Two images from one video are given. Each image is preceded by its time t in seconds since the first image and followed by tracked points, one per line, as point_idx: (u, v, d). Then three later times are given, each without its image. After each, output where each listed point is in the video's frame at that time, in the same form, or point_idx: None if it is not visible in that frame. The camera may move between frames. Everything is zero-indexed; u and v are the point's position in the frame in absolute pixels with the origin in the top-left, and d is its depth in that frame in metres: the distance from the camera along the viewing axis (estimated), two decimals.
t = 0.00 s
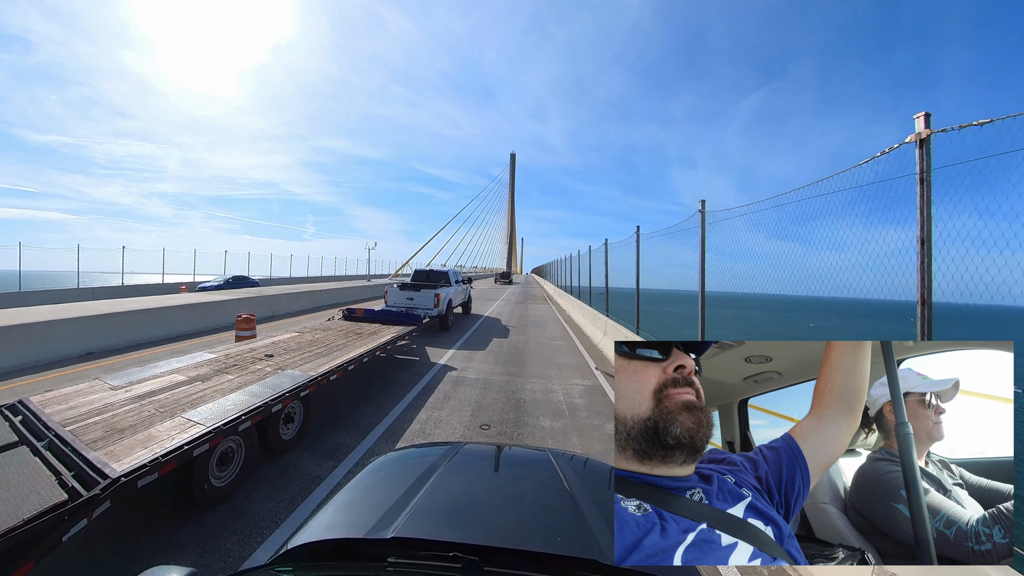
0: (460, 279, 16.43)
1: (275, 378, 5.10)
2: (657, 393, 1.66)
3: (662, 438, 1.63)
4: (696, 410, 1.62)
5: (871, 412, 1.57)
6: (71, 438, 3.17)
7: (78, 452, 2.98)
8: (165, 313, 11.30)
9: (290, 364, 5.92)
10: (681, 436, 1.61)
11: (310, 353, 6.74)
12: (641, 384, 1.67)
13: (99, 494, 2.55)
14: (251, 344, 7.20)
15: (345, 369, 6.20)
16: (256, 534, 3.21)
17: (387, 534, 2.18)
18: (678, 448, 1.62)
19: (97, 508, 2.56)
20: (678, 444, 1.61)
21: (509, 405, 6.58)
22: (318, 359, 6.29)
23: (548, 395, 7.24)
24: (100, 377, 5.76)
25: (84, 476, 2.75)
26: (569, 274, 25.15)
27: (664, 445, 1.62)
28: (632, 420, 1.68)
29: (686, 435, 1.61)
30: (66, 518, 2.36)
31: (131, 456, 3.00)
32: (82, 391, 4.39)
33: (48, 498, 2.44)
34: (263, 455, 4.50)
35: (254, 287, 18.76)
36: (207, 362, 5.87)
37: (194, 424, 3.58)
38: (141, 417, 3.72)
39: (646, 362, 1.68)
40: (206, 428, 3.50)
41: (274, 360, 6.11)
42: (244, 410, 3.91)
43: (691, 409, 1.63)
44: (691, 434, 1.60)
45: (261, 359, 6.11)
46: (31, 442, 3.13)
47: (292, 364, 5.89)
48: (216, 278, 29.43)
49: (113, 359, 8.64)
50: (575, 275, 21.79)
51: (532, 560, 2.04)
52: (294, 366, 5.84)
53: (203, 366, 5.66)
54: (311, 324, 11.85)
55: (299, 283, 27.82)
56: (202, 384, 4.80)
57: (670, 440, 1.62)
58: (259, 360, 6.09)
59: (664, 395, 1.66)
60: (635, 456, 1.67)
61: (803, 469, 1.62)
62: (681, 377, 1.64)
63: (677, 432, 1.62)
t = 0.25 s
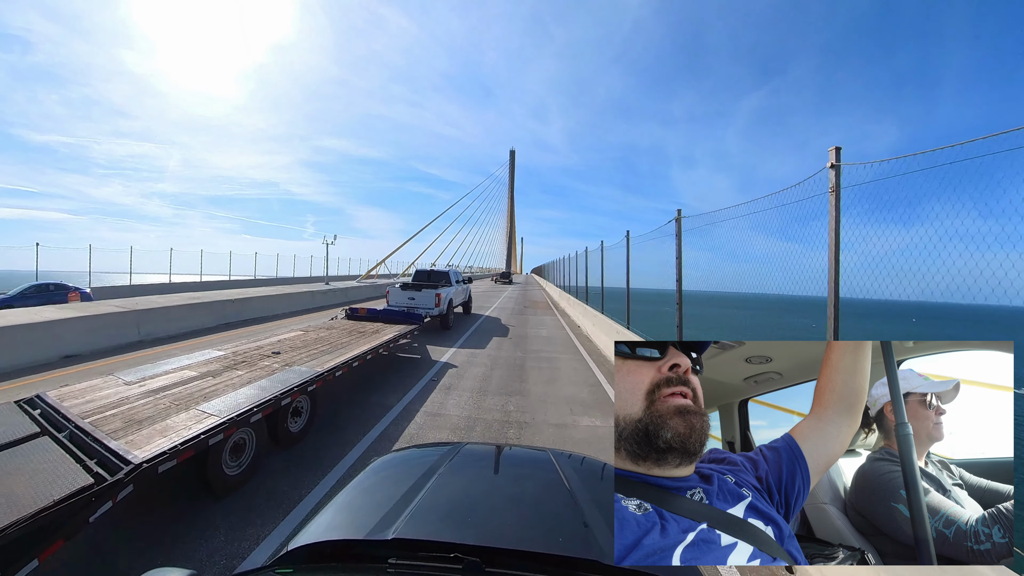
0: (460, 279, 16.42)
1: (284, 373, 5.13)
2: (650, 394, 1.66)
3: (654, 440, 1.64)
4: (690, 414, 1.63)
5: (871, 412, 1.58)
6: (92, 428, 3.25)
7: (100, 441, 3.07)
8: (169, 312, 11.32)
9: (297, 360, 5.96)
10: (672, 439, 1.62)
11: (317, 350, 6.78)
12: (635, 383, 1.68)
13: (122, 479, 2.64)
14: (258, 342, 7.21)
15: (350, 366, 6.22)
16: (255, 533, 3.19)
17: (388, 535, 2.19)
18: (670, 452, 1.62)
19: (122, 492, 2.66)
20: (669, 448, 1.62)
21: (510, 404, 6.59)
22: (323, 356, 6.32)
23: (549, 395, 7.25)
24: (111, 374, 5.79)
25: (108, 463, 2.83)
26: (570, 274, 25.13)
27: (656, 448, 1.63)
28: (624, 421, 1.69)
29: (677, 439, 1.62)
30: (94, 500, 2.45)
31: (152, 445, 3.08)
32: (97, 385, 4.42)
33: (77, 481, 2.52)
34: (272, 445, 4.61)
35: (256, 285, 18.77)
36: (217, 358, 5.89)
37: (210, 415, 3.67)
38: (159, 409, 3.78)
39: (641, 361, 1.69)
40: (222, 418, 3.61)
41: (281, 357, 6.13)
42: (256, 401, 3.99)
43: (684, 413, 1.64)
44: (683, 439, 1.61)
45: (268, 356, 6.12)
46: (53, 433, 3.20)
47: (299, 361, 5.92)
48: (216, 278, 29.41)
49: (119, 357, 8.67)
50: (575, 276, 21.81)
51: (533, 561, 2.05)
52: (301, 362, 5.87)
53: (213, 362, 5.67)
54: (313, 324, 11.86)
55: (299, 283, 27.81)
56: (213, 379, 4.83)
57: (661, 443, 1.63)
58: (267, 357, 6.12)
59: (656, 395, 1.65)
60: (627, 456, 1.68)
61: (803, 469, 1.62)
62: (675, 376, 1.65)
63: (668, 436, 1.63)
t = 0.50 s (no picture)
0: (461, 279, 16.40)
1: (294, 367, 5.32)
2: (646, 395, 1.67)
3: (652, 443, 1.64)
4: (687, 416, 1.64)
5: (870, 413, 1.58)
6: (115, 418, 3.51)
7: (125, 429, 3.34)
8: (174, 311, 11.39)
9: (306, 356, 6.03)
10: (670, 441, 1.63)
11: (325, 346, 6.83)
12: (632, 384, 1.69)
13: (150, 461, 2.91)
14: (266, 338, 7.26)
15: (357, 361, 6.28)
16: (247, 536, 3.14)
17: (387, 534, 2.19)
18: (669, 455, 1.62)
19: (149, 473, 2.94)
20: (667, 450, 1.62)
21: (511, 404, 6.59)
22: (331, 352, 6.38)
23: (550, 395, 7.24)
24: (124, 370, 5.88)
25: (135, 448, 3.11)
26: (571, 274, 25.10)
27: (654, 450, 1.63)
28: (622, 422, 1.68)
29: (675, 441, 1.62)
30: (125, 479, 2.72)
31: (174, 431, 3.37)
32: (115, 379, 4.54)
33: (107, 463, 2.80)
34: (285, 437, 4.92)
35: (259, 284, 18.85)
36: (230, 354, 5.93)
37: (227, 406, 3.95)
38: (177, 401, 4.01)
39: (638, 362, 1.69)
40: (238, 408, 3.89)
41: (289, 352, 6.20)
42: (269, 393, 4.30)
43: (682, 415, 1.64)
44: (680, 440, 1.62)
45: (278, 352, 6.16)
46: (79, 422, 3.46)
47: (308, 356, 5.96)
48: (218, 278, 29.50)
49: (126, 355, 8.75)
50: (577, 275, 21.78)
51: (533, 561, 2.04)
52: (310, 357, 5.97)
53: (224, 357, 5.74)
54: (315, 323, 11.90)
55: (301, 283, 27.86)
56: (228, 372, 5.01)
57: (659, 446, 1.63)
58: (276, 353, 6.17)
59: (653, 396, 1.66)
60: (626, 459, 1.67)
61: (803, 470, 1.62)
62: (672, 377, 1.66)
63: (665, 438, 1.63)
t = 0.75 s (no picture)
0: (462, 279, 16.38)
1: (302, 363, 5.48)
2: (644, 397, 1.67)
3: (649, 445, 1.65)
4: (684, 418, 1.64)
5: (869, 414, 1.58)
6: (133, 410, 3.57)
7: (146, 421, 3.40)
8: (179, 310, 11.45)
9: (314, 353, 6.11)
10: (667, 443, 1.63)
11: (330, 344, 6.87)
12: (629, 386, 1.69)
13: (172, 450, 3.01)
14: (274, 335, 7.30)
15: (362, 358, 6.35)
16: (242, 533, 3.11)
17: (388, 534, 2.19)
18: (666, 457, 1.63)
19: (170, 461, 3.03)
20: (665, 452, 1.63)
21: (513, 404, 6.59)
22: (337, 349, 6.44)
23: (551, 396, 7.23)
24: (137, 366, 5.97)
25: (156, 438, 3.19)
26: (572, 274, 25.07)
27: (653, 453, 1.64)
28: (620, 425, 1.69)
29: (672, 443, 1.63)
30: (149, 465, 2.81)
31: (192, 422, 3.45)
32: (128, 374, 4.61)
33: (132, 450, 2.89)
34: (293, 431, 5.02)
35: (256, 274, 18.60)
36: (239, 351, 6.00)
37: (241, 399, 4.05)
38: (191, 394, 4.10)
39: (636, 364, 1.69)
40: (251, 400, 4.00)
41: (297, 349, 6.28)
42: (282, 386, 4.44)
43: (679, 417, 1.65)
44: (677, 442, 1.63)
45: (286, 348, 6.25)
46: (99, 414, 3.51)
47: (315, 354, 6.08)
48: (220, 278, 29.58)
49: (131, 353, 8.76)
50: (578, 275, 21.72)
51: (533, 560, 2.05)
52: (318, 354, 6.06)
53: (235, 353, 5.85)
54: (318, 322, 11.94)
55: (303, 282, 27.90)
56: (238, 369, 5.11)
57: (656, 448, 1.64)
58: (284, 350, 6.24)
59: (650, 399, 1.67)
60: (624, 461, 1.69)
61: (802, 470, 1.62)
62: (669, 378, 1.66)
63: (662, 440, 1.64)
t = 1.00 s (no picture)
0: (462, 279, 16.38)
1: (310, 359, 5.74)
2: (636, 397, 1.67)
3: (639, 445, 1.65)
4: (674, 420, 1.64)
5: (869, 414, 1.58)
6: (154, 403, 3.85)
7: (167, 412, 3.69)
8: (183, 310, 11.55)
9: (321, 351, 6.28)
10: (656, 445, 1.63)
11: (335, 342, 6.95)
12: (623, 385, 1.70)
13: (195, 437, 3.32)
14: (282, 334, 7.41)
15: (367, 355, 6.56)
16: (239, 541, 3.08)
17: (386, 535, 2.18)
18: (655, 457, 1.63)
19: (193, 448, 3.34)
20: (654, 453, 1.63)
21: (514, 405, 6.60)
22: (342, 347, 6.56)
23: (552, 396, 7.23)
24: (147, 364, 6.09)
25: (179, 426, 3.49)
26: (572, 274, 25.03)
27: (642, 453, 1.64)
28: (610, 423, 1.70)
29: (661, 444, 1.63)
30: (174, 451, 3.13)
31: (213, 412, 3.78)
32: (147, 369, 4.86)
33: (159, 438, 3.20)
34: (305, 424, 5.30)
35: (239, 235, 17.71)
36: (245, 349, 6.20)
37: (257, 392, 4.37)
38: (209, 387, 4.41)
39: (630, 364, 1.69)
40: (265, 394, 4.30)
41: (305, 347, 6.46)
42: (293, 380, 4.72)
43: (669, 418, 1.65)
44: (666, 443, 1.62)
45: (294, 346, 6.49)
46: (121, 407, 3.78)
47: (323, 351, 6.33)
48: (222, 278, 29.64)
49: (136, 352, 8.84)
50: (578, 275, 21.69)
51: (532, 562, 2.04)
52: (325, 351, 6.27)
53: (245, 351, 6.11)
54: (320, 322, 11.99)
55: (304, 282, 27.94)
56: (250, 364, 5.40)
57: (646, 448, 1.64)
58: (291, 348, 6.39)
59: (642, 399, 1.66)
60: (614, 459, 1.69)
61: (802, 470, 1.62)
62: (662, 379, 1.66)
63: (652, 441, 1.64)
